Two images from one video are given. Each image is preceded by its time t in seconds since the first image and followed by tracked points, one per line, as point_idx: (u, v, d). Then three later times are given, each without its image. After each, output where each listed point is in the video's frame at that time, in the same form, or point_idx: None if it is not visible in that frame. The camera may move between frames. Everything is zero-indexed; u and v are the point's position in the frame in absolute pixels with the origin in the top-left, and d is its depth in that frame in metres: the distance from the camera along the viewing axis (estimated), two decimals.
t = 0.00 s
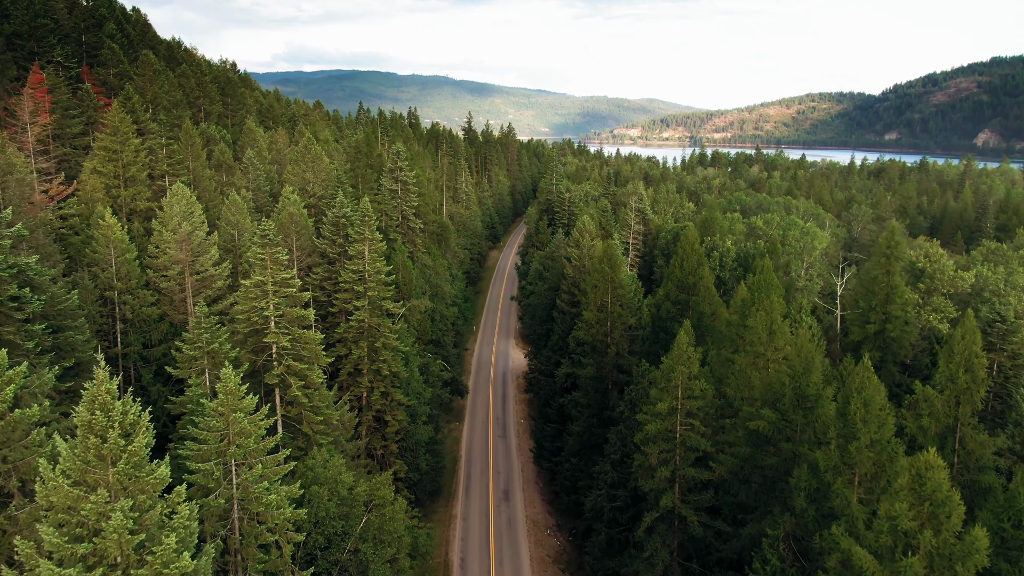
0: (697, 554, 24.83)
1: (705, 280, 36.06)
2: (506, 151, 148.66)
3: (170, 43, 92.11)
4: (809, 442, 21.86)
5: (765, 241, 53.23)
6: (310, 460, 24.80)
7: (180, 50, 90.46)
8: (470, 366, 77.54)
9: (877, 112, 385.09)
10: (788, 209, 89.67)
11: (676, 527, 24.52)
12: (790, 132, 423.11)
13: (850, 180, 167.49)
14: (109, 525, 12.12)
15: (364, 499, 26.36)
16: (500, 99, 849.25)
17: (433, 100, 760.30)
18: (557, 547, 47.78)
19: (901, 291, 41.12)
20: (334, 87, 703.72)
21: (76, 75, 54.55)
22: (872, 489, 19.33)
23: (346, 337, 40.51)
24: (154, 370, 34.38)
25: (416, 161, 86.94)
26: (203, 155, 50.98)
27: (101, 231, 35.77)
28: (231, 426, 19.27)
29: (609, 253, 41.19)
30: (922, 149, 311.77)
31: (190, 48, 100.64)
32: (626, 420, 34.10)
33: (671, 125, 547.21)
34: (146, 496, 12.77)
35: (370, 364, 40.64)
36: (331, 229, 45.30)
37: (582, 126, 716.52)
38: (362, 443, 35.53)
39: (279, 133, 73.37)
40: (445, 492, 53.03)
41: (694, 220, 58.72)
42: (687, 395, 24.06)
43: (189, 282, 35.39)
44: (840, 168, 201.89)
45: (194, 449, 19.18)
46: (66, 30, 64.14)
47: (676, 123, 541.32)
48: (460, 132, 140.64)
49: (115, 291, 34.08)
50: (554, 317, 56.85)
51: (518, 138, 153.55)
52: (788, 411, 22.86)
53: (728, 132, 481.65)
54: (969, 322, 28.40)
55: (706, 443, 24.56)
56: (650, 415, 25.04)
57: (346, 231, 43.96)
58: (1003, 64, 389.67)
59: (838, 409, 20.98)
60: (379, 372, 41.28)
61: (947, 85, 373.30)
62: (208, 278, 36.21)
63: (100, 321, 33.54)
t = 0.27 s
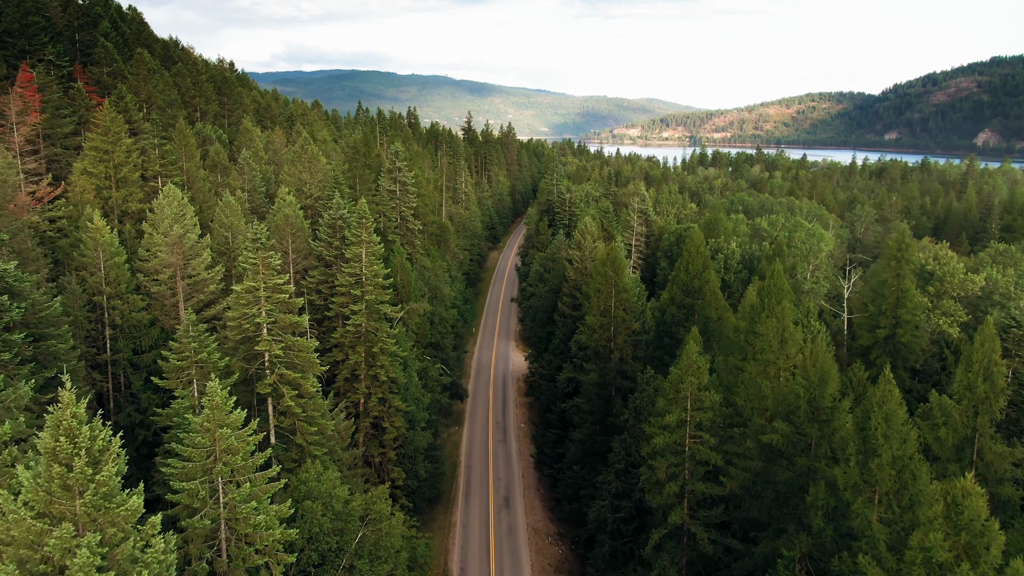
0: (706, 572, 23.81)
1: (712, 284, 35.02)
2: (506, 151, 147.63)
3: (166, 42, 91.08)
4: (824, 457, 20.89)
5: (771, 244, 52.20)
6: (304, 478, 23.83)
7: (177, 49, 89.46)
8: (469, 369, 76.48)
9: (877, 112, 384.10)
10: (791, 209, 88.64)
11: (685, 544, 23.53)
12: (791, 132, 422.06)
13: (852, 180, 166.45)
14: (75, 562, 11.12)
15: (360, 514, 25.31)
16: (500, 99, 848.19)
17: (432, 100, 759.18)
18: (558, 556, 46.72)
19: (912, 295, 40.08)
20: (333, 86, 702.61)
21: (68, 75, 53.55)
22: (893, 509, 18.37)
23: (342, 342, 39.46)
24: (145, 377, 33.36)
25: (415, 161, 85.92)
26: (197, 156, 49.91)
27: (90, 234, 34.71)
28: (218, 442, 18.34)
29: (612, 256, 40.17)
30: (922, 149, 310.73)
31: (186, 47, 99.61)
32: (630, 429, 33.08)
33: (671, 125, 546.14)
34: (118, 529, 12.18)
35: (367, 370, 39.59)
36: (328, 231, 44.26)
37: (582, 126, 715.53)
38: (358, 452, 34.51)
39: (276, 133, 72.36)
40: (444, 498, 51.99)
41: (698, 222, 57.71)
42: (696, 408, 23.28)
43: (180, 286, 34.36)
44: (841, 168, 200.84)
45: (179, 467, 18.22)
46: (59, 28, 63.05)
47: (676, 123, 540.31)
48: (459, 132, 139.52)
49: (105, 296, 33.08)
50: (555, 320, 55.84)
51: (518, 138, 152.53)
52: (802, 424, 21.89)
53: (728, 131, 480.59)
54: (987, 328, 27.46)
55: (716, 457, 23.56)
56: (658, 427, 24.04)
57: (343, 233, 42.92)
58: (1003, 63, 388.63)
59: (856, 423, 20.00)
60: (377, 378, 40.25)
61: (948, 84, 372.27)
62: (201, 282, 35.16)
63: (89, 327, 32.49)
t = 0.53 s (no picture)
0: None
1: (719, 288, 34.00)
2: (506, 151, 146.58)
3: (162, 41, 90.04)
4: (842, 474, 19.92)
5: (777, 246, 51.20)
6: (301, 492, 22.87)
7: (173, 48, 88.41)
8: (469, 372, 75.42)
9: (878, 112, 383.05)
10: (795, 210, 87.64)
11: (695, 563, 22.55)
12: (791, 132, 421.03)
13: (854, 181, 165.36)
14: None
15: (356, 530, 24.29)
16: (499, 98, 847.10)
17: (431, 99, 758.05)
18: (560, 565, 45.67)
19: (923, 299, 39.07)
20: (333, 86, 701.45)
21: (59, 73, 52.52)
22: (917, 531, 17.40)
23: (339, 347, 38.43)
24: (135, 385, 32.37)
25: (414, 161, 84.90)
26: (191, 156, 48.90)
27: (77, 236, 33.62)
28: (203, 461, 17.35)
29: (615, 259, 39.16)
30: (923, 149, 309.64)
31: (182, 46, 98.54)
32: (635, 439, 32.06)
33: (671, 125, 545.04)
34: None
35: (364, 376, 38.49)
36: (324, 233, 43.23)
37: (581, 126, 714.35)
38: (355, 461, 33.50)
39: (273, 132, 71.34)
40: (444, 505, 50.96)
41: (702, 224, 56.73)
42: (706, 421, 22.34)
43: (171, 291, 33.28)
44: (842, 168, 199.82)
45: (162, 487, 17.24)
46: (51, 26, 62.01)
47: (676, 123, 539.23)
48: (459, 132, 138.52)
49: (93, 301, 31.97)
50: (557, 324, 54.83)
51: (518, 138, 151.49)
52: (819, 438, 20.90)
53: (728, 131, 479.41)
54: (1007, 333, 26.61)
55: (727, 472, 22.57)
56: (667, 441, 23.06)
57: (340, 235, 41.88)
58: (1004, 63, 387.51)
59: (876, 439, 19.03)
60: (374, 384, 39.20)
61: (948, 84, 371.18)
62: (193, 286, 34.10)
63: (77, 333, 31.43)
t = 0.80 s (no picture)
0: None
1: (729, 294, 32.64)
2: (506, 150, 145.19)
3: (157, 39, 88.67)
4: (868, 500, 18.66)
5: (786, 248, 49.83)
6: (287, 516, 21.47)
7: (167, 46, 87.00)
8: (469, 376, 74.01)
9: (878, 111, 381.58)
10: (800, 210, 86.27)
11: None
12: (791, 131, 419.58)
13: (856, 180, 163.91)
14: None
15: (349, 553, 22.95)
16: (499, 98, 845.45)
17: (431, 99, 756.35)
18: None
19: (939, 305, 37.72)
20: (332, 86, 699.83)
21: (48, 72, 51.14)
22: (953, 564, 16.14)
23: (335, 354, 37.08)
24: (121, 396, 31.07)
25: (413, 161, 83.51)
26: (182, 156, 47.52)
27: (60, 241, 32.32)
28: (179, 488, 16.06)
29: (620, 263, 37.77)
30: (924, 148, 308.10)
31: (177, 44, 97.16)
32: (643, 452, 30.76)
33: (671, 124, 543.54)
34: None
35: (360, 384, 37.08)
36: (319, 235, 41.87)
37: (581, 126, 712.86)
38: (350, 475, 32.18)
39: (268, 131, 69.96)
40: (443, 515, 49.64)
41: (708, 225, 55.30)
42: (721, 440, 21.10)
43: (159, 298, 31.97)
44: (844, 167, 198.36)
45: (135, 517, 15.96)
46: (41, 24, 60.63)
47: (676, 122, 537.72)
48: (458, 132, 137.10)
49: (76, 308, 30.44)
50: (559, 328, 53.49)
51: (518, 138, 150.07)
52: (843, 460, 19.63)
53: (728, 130, 477.90)
54: None
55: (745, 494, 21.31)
56: (680, 461, 21.80)
57: (335, 237, 40.51)
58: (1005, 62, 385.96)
59: (905, 462, 17.76)
60: (370, 393, 37.83)
61: (949, 83, 369.68)
62: (181, 292, 32.77)
63: (59, 342, 30.08)
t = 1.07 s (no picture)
0: None
1: (736, 299, 31.62)
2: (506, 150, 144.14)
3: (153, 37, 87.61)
4: (889, 521, 17.76)
5: (792, 250, 48.81)
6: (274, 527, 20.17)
7: (163, 45, 85.95)
8: (468, 379, 72.95)
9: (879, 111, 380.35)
10: (803, 211, 85.22)
11: None
12: (790, 131, 418.39)
13: (858, 180, 162.63)
14: None
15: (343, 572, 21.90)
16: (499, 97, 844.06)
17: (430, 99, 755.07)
18: None
19: (952, 310, 36.69)
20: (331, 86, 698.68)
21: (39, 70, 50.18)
22: None
23: (331, 359, 36.08)
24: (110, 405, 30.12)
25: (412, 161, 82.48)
26: (176, 155, 46.50)
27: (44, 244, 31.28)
28: (158, 511, 15.10)
29: (624, 267, 36.69)
30: (924, 148, 306.82)
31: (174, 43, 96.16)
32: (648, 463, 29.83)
33: (670, 124, 542.35)
34: None
35: (356, 391, 35.99)
36: (315, 238, 40.90)
37: (580, 125, 711.63)
38: (347, 485, 31.21)
39: (265, 131, 68.94)
40: (442, 522, 48.65)
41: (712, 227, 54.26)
42: (733, 458, 20.24)
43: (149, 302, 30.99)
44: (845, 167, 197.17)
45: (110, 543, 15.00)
46: (34, 22, 59.60)
47: (675, 122, 536.52)
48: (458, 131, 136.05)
49: (61, 314, 29.39)
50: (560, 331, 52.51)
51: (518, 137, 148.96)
52: (862, 479, 18.73)
53: (728, 130, 476.63)
54: None
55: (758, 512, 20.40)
56: (690, 479, 20.93)
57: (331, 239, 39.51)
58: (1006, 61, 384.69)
59: (930, 482, 16.84)
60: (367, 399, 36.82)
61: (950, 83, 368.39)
62: (172, 296, 31.78)
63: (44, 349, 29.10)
